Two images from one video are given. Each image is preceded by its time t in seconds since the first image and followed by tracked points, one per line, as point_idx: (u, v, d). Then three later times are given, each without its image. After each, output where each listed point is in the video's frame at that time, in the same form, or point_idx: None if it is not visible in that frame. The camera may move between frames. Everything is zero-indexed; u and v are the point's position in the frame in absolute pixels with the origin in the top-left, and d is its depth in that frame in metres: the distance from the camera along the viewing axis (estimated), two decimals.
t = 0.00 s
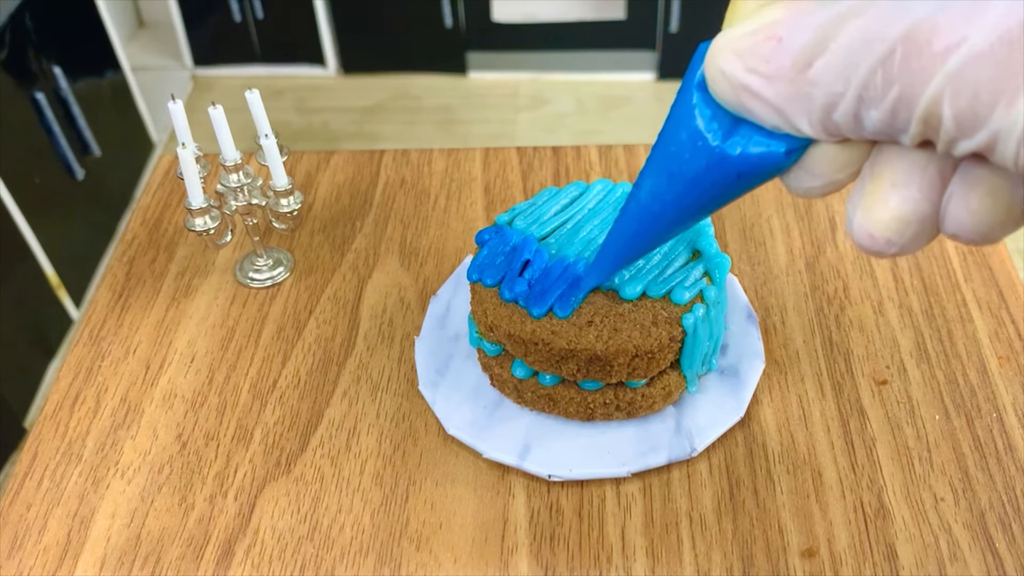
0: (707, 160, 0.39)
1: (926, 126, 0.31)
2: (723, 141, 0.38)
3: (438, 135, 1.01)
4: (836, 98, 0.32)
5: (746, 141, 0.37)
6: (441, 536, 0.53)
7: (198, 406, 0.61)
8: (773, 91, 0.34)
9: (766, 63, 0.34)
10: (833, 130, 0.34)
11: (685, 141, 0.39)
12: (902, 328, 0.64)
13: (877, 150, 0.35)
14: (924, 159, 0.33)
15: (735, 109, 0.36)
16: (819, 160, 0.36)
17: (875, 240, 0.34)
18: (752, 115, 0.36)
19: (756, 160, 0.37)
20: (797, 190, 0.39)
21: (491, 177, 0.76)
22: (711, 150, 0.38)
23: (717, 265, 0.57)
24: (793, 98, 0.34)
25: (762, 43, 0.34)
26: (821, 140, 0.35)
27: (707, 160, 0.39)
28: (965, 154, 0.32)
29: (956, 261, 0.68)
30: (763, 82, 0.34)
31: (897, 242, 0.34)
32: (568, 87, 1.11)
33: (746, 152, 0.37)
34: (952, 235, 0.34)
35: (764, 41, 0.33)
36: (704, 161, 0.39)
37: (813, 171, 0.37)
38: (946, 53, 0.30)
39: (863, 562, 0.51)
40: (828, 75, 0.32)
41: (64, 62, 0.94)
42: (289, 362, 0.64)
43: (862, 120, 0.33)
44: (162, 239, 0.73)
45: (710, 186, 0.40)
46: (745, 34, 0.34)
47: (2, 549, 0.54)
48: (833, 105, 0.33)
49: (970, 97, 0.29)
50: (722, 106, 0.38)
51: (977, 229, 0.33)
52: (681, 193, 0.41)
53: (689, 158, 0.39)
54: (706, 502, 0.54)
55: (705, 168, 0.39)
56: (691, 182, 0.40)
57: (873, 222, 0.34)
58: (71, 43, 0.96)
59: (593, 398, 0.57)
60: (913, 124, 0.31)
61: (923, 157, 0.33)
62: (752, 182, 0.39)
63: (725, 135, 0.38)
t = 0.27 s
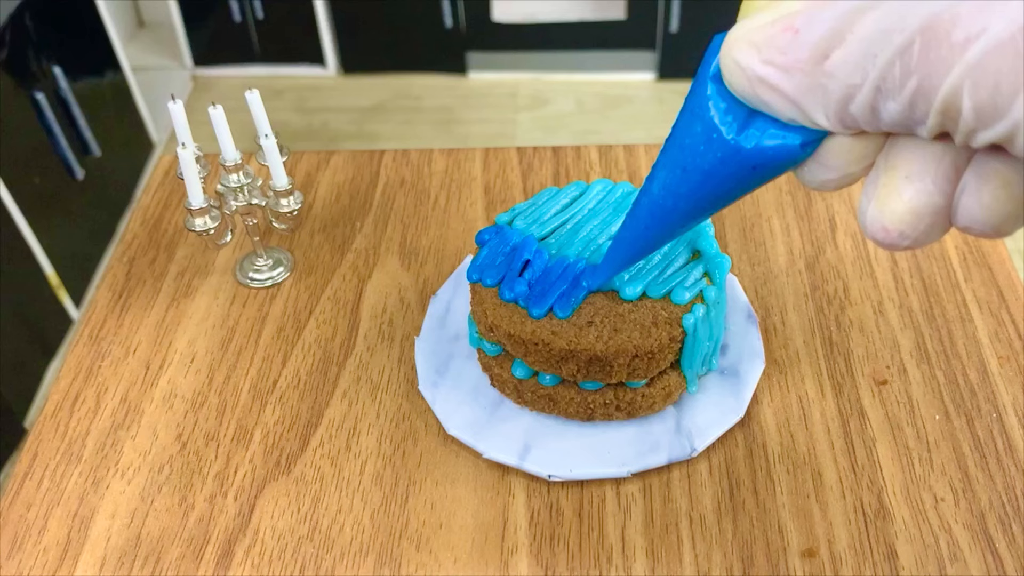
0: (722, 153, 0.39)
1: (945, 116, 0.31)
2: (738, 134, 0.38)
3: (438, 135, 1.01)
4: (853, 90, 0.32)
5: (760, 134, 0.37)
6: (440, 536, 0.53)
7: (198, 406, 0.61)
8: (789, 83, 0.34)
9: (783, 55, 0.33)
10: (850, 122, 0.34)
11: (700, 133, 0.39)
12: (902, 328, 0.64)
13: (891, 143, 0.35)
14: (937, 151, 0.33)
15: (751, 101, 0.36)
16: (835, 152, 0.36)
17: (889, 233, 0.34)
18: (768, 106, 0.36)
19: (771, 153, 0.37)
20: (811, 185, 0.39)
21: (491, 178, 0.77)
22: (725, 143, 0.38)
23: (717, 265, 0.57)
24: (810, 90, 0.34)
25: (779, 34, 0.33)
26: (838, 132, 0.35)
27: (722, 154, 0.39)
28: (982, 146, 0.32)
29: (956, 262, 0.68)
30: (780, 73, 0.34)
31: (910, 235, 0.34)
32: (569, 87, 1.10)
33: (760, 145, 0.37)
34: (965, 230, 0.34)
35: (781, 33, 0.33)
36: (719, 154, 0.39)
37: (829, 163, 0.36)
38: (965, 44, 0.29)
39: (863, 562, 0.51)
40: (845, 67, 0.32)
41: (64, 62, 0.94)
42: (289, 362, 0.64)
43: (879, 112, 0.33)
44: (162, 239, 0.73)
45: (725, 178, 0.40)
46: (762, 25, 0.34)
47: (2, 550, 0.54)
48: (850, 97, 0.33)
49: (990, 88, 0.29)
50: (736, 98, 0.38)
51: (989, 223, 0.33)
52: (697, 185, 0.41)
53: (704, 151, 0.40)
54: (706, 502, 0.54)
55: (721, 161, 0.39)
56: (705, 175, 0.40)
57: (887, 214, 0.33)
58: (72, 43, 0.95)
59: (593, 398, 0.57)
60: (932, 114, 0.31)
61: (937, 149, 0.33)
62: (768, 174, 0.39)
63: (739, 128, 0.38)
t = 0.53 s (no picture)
0: (715, 187, 0.38)
1: (949, 152, 0.31)
2: (731, 168, 0.37)
3: (438, 136, 1.01)
4: (851, 124, 0.32)
5: (753, 168, 0.37)
6: (441, 536, 0.53)
7: (198, 406, 0.61)
8: (784, 117, 0.33)
9: (777, 89, 0.33)
10: (847, 155, 0.33)
11: (692, 168, 0.38)
12: (902, 328, 0.64)
13: (889, 175, 0.34)
14: (936, 186, 0.33)
15: (744, 134, 0.36)
16: (831, 187, 0.35)
17: (886, 268, 0.33)
18: (761, 140, 0.35)
19: (765, 187, 0.36)
20: (806, 217, 0.38)
21: (491, 177, 0.77)
22: (718, 177, 0.38)
23: (717, 265, 0.57)
24: (806, 124, 0.33)
25: (774, 67, 0.33)
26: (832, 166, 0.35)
27: (715, 188, 0.38)
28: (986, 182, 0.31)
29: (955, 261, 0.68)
30: (774, 107, 0.33)
31: (907, 270, 0.33)
32: (568, 87, 1.09)
33: (754, 179, 0.37)
34: (962, 261, 0.34)
35: (774, 66, 0.33)
36: (712, 189, 0.38)
37: (825, 198, 0.36)
38: (968, 79, 0.29)
39: (863, 562, 0.51)
40: (842, 100, 0.31)
41: (64, 62, 0.94)
42: (289, 362, 0.64)
43: (877, 145, 0.32)
44: (162, 239, 0.73)
45: (717, 213, 0.39)
46: (756, 58, 0.34)
47: (2, 550, 0.54)
48: (847, 131, 0.32)
49: (997, 125, 0.29)
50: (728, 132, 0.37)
51: (987, 256, 0.33)
52: (689, 221, 0.40)
53: (696, 186, 0.39)
54: (706, 502, 0.54)
55: (714, 196, 0.38)
56: (697, 210, 0.39)
57: (884, 249, 0.33)
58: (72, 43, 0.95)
59: (593, 398, 0.57)
60: (934, 150, 0.31)
61: (936, 184, 0.33)
62: (760, 209, 0.38)
63: (732, 163, 0.37)
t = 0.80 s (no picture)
0: (751, 146, 0.39)
1: (977, 114, 0.32)
2: (768, 128, 0.38)
3: (438, 135, 1.01)
4: (884, 86, 0.33)
5: (790, 127, 0.37)
6: (440, 536, 0.53)
7: (198, 406, 0.61)
8: (819, 79, 0.34)
9: (813, 51, 0.34)
10: (879, 118, 0.34)
11: (729, 127, 0.39)
12: (902, 328, 0.64)
13: (920, 137, 0.35)
14: (964, 148, 0.34)
15: (780, 95, 0.36)
16: (865, 146, 0.36)
17: (914, 228, 0.35)
18: (796, 103, 0.36)
19: (801, 147, 0.37)
20: (838, 178, 0.39)
21: (491, 177, 0.76)
22: (755, 137, 0.38)
23: (717, 265, 0.57)
24: (839, 86, 0.34)
25: (810, 31, 0.34)
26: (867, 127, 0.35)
27: (751, 147, 0.38)
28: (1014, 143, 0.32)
29: (956, 262, 0.68)
30: (809, 69, 0.34)
31: (934, 230, 0.35)
32: (568, 87, 1.09)
33: (790, 138, 0.37)
34: (989, 223, 0.35)
35: (812, 29, 0.34)
36: (749, 148, 0.39)
37: (858, 158, 0.37)
38: (998, 41, 0.30)
39: (863, 562, 0.51)
40: (876, 62, 0.33)
41: (65, 61, 0.94)
42: (289, 362, 0.64)
43: (909, 108, 0.33)
44: (162, 239, 0.73)
45: (753, 172, 0.39)
46: (791, 21, 0.35)
47: (2, 550, 0.54)
48: (880, 93, 0.33)
49: None
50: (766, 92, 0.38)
51: (1013, 216, 0.34)
52: (724, 180, 0.41)
53: (733, 144, 0.39)
54: (705, 502, 0.54)
55: (750, 155, 0.39)
56: (733, 169, 0.40)
57: (911, 209, 0.34)
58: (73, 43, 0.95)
59: (593, 398, 0.57)
60: (963, 111, 0.32)
61: (964, 146, 0.34)
62: (796, 168, 0.39)
63: (768, 123, 0.38)
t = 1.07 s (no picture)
0: (738, 188, 0.37)
1: (975, 152, 0.31)
2: (756, 170, 0.37)
3: (438, 135, 1.01)
4: (877, 124, 0.32)
5: (777, 169, 0.36)
6: (440, 536, 0.53)
7: (198, 406, 0.61)
8: (809, 118, 0.33)
9: (802, 90, 0.33)
10: (871, 156, 0.33)
11: (714, 170, 0.38)
12: (902, 328, 0.64)
13: (911, 176, 0.34)
14: (959, 188, 0.33)
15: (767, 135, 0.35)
16: (857, 187, 0.35)
17: (907, 267, 0.34)
18: (785, 142, 0.35)
19: (790, 188, 0.36)
20: (828, 219, 0.38)
21: (491, 177, 0.76)
22: (743, 178, 0.37)
23: (716, 265, 0.57)
24: (831, 125, 0.33)
25: (799, 69, 0.33)
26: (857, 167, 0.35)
27: (738, 189, 0.37)
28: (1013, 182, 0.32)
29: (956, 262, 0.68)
30: (799, 108, 0.33)
31: (929, 270, 0.34)
32: (568, 87, 1.09)
33: (778, 179, 0.36)
34: (982, 260, 0.34)
35: (801, 67, 0.33)
36: (736, 190, 0.37)
37: (850, 198, 0.36)
38: (996, 79, 0.29)
39: (863, 562, 0.51)
40: (869, 101, 0.31)
41: (65, 61, 0.94)
42: (289, 362, 0.64)
43: (902, 146, 0.32)
44: (162, 239, 0.73)
45: (740, 216, 0.38)
46: (779, 59, 0.34)
47: (2, 550, 0.54)
48: (873, 131, 0.32)
49: None
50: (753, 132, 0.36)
51: (1006, 254, 0.34)
52: (710, 225, 0.39)
53: (719, 187, 0.38)
54: (706, 502, 0.54)
55: (738, 197, 0.37)
56: (719, 213, 0.38)
57: (906, 249, 0.34)
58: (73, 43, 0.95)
59: (593, 398, 0.57)
60: (961, 150, 0.31)
61: (958, 186, 0.33)
62: (783, 211, 0.37)
63: (756, 163, 0.37)
